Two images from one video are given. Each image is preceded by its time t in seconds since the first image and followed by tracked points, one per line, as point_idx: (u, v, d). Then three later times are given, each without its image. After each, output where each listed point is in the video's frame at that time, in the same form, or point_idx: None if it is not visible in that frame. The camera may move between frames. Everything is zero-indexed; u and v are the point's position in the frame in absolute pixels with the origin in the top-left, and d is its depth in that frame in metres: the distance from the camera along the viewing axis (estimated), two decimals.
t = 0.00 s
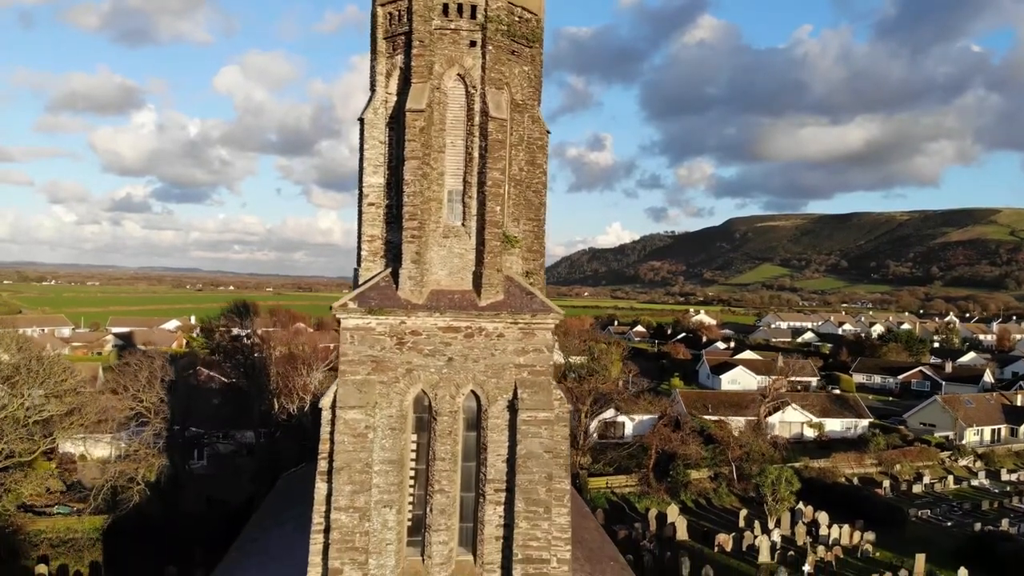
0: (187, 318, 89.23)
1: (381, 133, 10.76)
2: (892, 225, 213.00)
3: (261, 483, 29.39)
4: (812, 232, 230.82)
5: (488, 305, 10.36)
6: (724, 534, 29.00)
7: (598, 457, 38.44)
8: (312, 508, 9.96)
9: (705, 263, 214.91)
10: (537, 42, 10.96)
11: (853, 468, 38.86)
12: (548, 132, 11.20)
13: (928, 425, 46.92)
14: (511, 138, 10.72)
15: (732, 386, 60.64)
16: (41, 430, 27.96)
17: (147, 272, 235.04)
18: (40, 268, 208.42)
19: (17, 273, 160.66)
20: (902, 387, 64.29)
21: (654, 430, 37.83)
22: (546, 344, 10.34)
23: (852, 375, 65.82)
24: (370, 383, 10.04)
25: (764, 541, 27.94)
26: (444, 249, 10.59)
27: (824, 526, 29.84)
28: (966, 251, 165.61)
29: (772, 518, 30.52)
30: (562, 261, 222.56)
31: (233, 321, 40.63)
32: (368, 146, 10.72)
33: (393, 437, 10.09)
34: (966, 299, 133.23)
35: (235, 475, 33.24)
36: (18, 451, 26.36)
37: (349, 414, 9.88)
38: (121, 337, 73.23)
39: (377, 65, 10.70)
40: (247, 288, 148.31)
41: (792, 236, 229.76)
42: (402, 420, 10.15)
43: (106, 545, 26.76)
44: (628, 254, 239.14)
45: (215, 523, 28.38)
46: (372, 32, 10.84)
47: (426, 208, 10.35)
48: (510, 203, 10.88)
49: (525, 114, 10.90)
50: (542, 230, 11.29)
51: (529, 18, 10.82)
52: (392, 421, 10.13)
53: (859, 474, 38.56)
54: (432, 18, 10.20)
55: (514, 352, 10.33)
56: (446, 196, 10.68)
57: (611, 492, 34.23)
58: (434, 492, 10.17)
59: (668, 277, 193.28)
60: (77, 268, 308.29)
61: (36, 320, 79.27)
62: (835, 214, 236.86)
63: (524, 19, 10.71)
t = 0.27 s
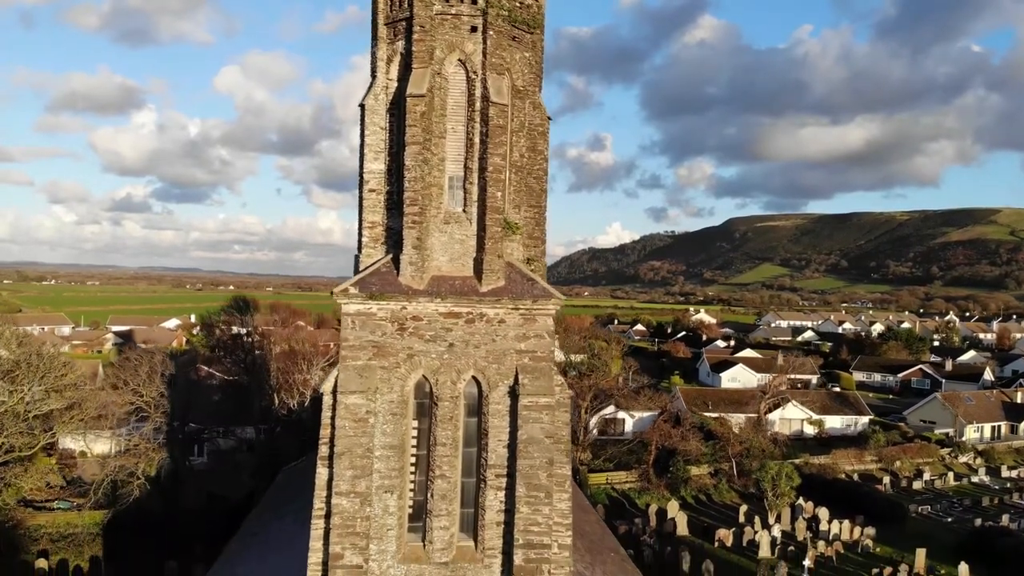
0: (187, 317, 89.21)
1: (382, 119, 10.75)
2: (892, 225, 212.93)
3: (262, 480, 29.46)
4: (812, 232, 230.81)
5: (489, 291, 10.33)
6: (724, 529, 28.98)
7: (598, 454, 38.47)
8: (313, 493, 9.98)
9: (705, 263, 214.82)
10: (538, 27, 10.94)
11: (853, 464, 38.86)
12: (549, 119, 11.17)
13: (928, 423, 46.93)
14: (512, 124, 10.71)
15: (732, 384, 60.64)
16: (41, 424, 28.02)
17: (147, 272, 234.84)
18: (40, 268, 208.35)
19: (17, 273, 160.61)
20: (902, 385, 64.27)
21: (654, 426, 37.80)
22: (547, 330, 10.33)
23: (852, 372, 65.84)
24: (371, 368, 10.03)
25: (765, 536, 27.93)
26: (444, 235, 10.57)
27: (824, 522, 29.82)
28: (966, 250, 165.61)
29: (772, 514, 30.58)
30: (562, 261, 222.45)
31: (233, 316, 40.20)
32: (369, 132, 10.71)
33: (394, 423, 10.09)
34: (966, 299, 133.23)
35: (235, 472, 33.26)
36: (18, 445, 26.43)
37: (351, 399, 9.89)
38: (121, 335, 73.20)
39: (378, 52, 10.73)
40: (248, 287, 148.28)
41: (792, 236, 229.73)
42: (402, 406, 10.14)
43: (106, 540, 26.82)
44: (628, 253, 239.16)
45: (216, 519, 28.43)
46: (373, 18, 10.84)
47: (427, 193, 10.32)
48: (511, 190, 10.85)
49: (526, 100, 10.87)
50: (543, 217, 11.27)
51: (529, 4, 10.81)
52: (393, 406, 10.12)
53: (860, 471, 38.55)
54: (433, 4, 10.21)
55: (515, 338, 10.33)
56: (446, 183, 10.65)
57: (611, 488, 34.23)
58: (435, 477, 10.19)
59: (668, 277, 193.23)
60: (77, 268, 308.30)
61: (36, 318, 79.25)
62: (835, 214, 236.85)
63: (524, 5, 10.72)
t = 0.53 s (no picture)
0: (188, 315, 89.13)
1: (383, 105, 10.75)
2: (892, 225, 212.84)
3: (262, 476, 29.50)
4: (812, 232, 230.86)
5: (490, 277, 10.32)
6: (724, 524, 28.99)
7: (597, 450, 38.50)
8: (314, 478, 9.99)
9: (705, 263, 214.68)
10: (539, 14, 10.96)
11: (853, 461, 38.87)
12: (551, 106, 11.17)
13: (928, 420, 46.96)
14: (513, 110, 10.72)
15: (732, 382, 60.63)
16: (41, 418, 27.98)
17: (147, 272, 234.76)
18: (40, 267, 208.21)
19: (17, 272, 160.46)
20: (902, 384, 64.27)
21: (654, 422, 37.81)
22: (549, 316, 10.33)
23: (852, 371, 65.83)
24: (372, 353, 10.03)
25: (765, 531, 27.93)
26: (446, 221, 10.56)
27: (825, 517, 29.82)
28: (966, 250, 165.64)
29: (773, 509, 30.70)
30: (562, 261, 222.40)
31: (233, 311, 39.76)
32: (370, 118, 10.71)
33: (395, 408, 10.09)
34: (966, 299, 133.27)
35: (235, 468, 33.27)
36: (18, 439, 26.45)
37: (352, 384, 9.90)
38: (121, 333, 73.13)
39: (379, 38, 10.74)
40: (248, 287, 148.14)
41: (792, 236, 229.73)
42: (403, 392, 10.14)
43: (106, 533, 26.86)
44: (628, 253, 239.16)
45: (216, 514, 28.47)
46: (375, 5, 10.86)
47: (428, 179, 10.31)
48: (512, 176, 10.85)
49: (527, 87, 10.89)
50: (544, 204, 11.27)
51: None
52: (394, 392, 10.12)
53: (860, 467, 38.56)
54: None
55: (516, 324, 10.33)
56: (448, 169, 10.64)
57: (611, 483, 34.25)
58: (436, 463, 10.22)
59: (668, 276, 193.18)
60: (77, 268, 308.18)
61: (36, 317, 79.16)
62: (835, 214, 236.89)
63: None
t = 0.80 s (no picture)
0: (188, 314, 89.14)
1: (384, 93, 10.74)
2: (892, 225, 212.81)
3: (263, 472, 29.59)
4: (812, 232, 230.94)
5: (490, 265, 10.31)
6: (724, 520, 28.98)
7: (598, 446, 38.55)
8: (315, 465, 10.00)
9: (705, 263, 214.57)
10: (540, 2, 10.97)
11: (853, 458, 38.88)
12: (551, 94, 11.17)
13: (928, 418, 46.96)
14: (513, 98, 10.73)
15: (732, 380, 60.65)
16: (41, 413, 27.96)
17: (147, 271, 234.78)
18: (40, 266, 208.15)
19: (17, 271, 160.48)
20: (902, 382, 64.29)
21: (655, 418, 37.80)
22: (549, 303, 10.33)
23: (852, 369, 65.80)
24: (374, 340, 10.04)
25: (765, 526, 27.91)
26: (447, 209, 10.55)
27: (825, 513, 29.81)
28: (966, 250, 165.69)
29: (773, 505, 30.54)
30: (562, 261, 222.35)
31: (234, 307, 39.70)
32: (371, 105, 10.71)
33: (396, 395, 10.09)
34: (967, 298, 133.28)
35: (235, 464, 33.31)
36: (18, 434, 26.42)
37: (353, 370, 9.91)
38: (121, 331, 73.14)
39: (380, 25, 10.74)
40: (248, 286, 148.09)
41: (792, 236, 229.75)
42: (404, 378, 10.14)
43: (107, 528, 26.95)
44: (628, 253, 239.04)
45: (216, 510, 28.54)
46: None
47: (429, 166, 10.30)
48: (513, 164, 10.84)
49: (528, 74, 10.88)
50: (544, 192, 11.26)
51: None
52: (395, 378, 10.12)
53: (860, 464, 38.57)
54: None
55: (517, 311, 10.33)
56: (448, 156, 10.63)
57: (611, 480, 34.27)
58: (437, 450, 10.24)
59: (668, 276, 193.22)
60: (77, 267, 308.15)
61: (36, 314, 79.22)
62: (835, 214, 236.95)
63: None
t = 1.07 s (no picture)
0: (188, 312, 89.13)
1: (385, 81, 10.74)
2: (892, 225, 212.78)
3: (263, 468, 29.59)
4: (812, 232, 230.96)
5: (491, 253, 10.32)
6: (724, 516, 28.97)
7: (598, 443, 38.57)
8: (317, 452, 10.02)
9: (705, 262, 214.49)
10: None
11: (853, 455, 38.90)
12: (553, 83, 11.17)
13: (928, 415, 46.95)
14: (514, 87, 10.74)
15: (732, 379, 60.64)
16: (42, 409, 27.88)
17: (147, 271, 234.64)
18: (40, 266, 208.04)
19: (16, 271, 160.43)
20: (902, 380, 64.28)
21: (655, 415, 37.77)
22: (551, 292, 10.34)
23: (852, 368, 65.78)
24: (375, 328, 10.06)
25: (765, 522, 27.89)
26: (448, 197, 10.54)
27: (825, 509, 29.79)
28: (965, 250, 165.67)
29: (773, 501, 30.53)
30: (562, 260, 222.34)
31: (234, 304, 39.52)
32: (372, 94, 10.71)
33: (398, 382, 10.11)
34: (966, 298, 133.28)
35: (235, 461, 33.30)
36: (18, 429, 26.44)
37: (354, 358, 9.93)
38: (121, 330, 73.13)
39: (381, 14, 10.75)
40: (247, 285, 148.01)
41: (792, 235, 229.77)
42: (406, 366, 10.16)
43: (107, 523, 26.97)
44: (629, 252, 239.00)
45: (216, 505, 28.55)
46: None
47: (430, 154, 10.30)
48: (513, 153, 10.85)
49: (529, 64, 10.90)
50: (546, 182, 11.26)
51: None
52: (396, 366, 10.14)
53: (860, 461, 38.58)
54: None
55: (518, 300, 10.34)
56: (449, 145, 10.64)
57: (612, 476, 34.28)
58: (438, 437, 10.26)
59: (668, 276, 193.19)
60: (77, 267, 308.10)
61: (36, 313, 79.23)
62: (835, 214, 236.98)
63: None
